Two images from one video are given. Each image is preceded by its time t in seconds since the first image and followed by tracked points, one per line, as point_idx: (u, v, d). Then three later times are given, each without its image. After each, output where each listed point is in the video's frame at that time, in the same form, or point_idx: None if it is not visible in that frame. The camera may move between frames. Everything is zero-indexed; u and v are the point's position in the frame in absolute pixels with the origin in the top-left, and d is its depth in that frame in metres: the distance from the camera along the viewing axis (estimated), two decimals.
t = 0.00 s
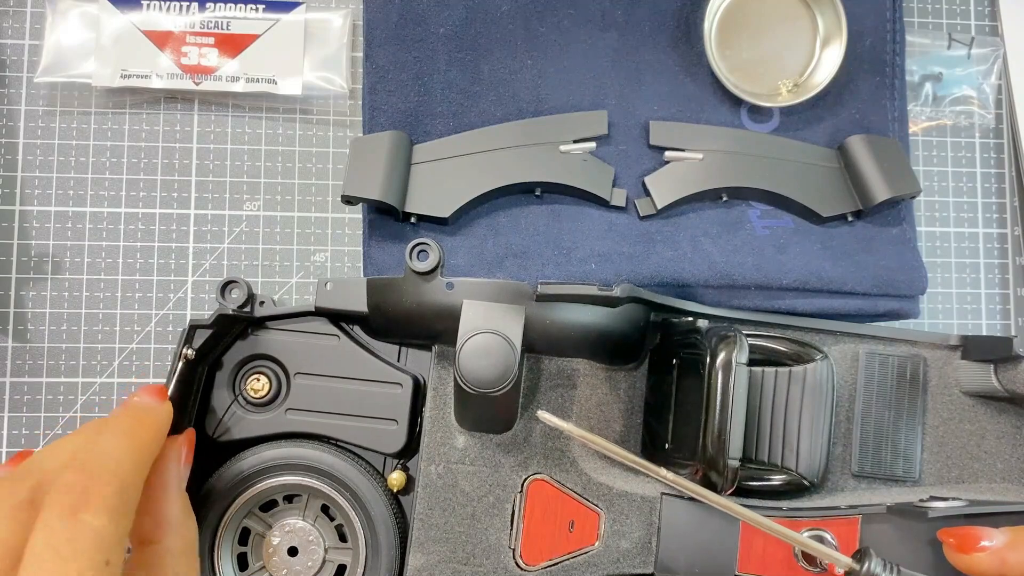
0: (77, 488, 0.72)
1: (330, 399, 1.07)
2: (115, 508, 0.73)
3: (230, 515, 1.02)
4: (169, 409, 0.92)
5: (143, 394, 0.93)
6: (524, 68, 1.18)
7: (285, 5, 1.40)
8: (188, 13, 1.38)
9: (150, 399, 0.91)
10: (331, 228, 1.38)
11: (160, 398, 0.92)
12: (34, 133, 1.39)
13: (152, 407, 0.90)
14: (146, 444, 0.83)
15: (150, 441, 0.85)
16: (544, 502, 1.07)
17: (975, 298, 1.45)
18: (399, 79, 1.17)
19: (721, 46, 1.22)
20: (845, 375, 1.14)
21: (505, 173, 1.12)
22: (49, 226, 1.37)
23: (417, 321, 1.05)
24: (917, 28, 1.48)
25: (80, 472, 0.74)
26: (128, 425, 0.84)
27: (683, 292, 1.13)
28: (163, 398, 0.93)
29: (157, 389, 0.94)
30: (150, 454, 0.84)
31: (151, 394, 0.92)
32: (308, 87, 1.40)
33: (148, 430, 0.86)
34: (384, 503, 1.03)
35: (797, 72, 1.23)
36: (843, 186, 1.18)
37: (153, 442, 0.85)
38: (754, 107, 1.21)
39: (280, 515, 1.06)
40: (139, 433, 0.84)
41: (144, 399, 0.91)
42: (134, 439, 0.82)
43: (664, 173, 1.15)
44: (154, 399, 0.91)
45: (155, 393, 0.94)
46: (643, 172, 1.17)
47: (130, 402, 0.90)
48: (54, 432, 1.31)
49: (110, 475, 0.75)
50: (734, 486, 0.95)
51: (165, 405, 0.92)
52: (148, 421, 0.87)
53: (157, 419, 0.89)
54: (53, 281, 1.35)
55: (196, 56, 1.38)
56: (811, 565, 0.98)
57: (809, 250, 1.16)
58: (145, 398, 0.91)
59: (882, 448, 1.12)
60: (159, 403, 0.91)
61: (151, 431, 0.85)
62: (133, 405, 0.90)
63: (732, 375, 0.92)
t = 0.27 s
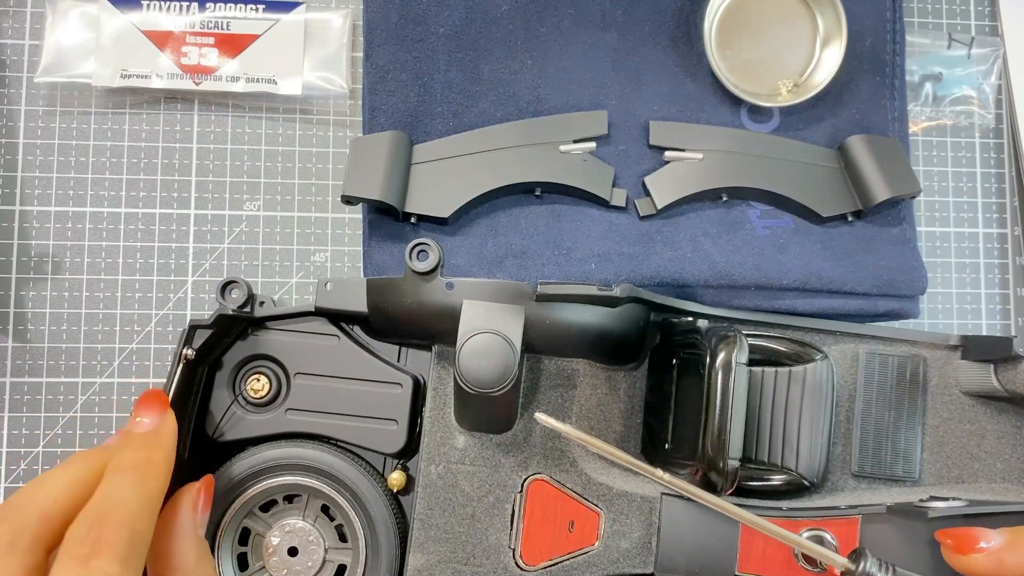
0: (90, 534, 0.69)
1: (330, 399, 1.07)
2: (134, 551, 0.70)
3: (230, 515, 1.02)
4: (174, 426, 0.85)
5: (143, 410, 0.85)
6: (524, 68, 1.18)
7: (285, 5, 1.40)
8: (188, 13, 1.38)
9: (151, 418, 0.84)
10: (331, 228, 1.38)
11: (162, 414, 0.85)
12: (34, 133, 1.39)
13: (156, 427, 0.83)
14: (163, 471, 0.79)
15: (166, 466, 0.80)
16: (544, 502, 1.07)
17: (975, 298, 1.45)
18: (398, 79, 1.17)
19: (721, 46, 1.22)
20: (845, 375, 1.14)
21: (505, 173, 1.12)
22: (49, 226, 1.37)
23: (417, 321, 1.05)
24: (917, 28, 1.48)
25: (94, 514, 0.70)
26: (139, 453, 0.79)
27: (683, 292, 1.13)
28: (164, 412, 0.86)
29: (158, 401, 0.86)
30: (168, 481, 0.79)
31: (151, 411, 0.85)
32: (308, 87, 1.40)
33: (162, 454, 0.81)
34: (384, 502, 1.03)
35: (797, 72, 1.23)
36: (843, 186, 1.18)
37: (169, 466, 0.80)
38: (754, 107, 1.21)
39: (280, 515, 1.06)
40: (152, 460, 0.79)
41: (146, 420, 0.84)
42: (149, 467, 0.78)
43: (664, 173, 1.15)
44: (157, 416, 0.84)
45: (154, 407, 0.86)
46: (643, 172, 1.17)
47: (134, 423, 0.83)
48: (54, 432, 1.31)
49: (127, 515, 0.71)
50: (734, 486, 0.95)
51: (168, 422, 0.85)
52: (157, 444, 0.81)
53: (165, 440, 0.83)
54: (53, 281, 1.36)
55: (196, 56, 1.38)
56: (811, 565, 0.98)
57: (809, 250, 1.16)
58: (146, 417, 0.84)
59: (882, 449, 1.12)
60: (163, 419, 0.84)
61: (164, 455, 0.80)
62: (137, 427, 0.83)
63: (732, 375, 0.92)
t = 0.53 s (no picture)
0: (108, 548, 0.69)
1: (330, 399, 1.07)
2: (150, 565, 0.71)
3: (231, 515, 1.02)
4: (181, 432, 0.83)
5: (147, 415, 0.82)
6: (524, 68, 1.18)
7: (285, 5, 1.40)
8: (188, 13, 1.38)
9: (158, 423, 0.81)
10: (331, 228, 1.38)
11: (169, 420, 0.82)
12: (34, 133, 1.39)
13: (164, 434, 0.81)
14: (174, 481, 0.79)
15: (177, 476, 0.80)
16: (544, 502, 1.07)
17: (975, 298, 1.45)
18: (398, 79, 1.17)
19: (721, 46, 1.22)
20: (845, 375, 1.14)
21: (505, 173, 1.12)
22: (49, 226, 1.37)
23: (417, 321, 1.05)
24: (917, 28, 1.48)
25: (110, 528, 0.70)
26: (151, 463, 0.78)
27: (683, 292, 1.13)
28: (170, 415, 0.82)
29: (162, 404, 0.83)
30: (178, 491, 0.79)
31: (157, 416, 0.81)
32: (308, 88, 1.40)
33: (173, 463, 0.80)
34: (384, 502, 1.03)
35: (797, 72, 1.23)
36: (843, 186, 1.18)
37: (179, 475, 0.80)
38: (754, 107, 1.21)
39: (280, 515, 1.06)
40: (164, 470, 0.79)
41: (152, 426, 0.81)
42: (160, 479, 0.77)
43: (664, 173, 1.15)
44: (165, 422, 0.81)
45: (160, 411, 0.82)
46: (643, 172, 1.17)
47: (140, 432, 0.80)
48: (54, 432, 1.31)
49: (142, 529, 0.72)
50: (734, 485, 0.95)
51: (176, 429, 0.82)
52: (168, 452, 0.80)
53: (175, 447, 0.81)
54: (53, 281, 1.36)
55: (196, 56, 1.38)
56: (811, 565, 0.98)
57: (809, 250, 1.16)
58: (152, 423, 0.81)
59: (882, 448, 1.12)
60: (171, 424, 0.82)
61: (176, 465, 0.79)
62: (142, 436, 0.80)
63: (732, 375, 0.92)
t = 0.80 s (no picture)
0: (66, 535, 0.71)
1: (330, 399, 1.07)
2: (109, 551, 0.72)
3: (230, 515, 1.02)
4: (157, 435, 0.91)
5: (128, 423, 0.92)
6: (524, 68, 1.18)
7: (285, 5, 1.40)
8: (189, 13, 1.38)
9: (134, 427, 0.90)
10: (331, 228, 1.38)
11: (145, 424, 0.91)
12: (34, 133, 1.39)
13: (138, 436, 0.89)
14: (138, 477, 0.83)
15: (144, 472, 0.85)
16: (544, 502, 1.07)
17: (975, 298, 1.45)
18: (399, 79, 1.17)
19: (721, 46, 1.22)
20: (845, 375, 1.14)
21: (505, 173, 1.12)
22: (49, 226, 1.37)
23: (417, 321, 1.05)
24: (917, 28, 1.48)
25: (70, 518, 0.73)
26: (117, 462, 0.84)
27: (683, 293, 1.13)
28: (147, 423, 0.92)
29: (142, 415, 0.93)
30: (146, 487, 0.83)
31: (135, 420, 0.92)
32: (308, 88, 1.40)
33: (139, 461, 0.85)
34: (384, 502, 1.03)
35: (797, 72, 1.23)
36: (843, 186, 1.18)
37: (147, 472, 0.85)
38: (754, 107, 1.21)
39: (280, 515, 1.06)
40: (130, 467, 0.84)
41: (129, 429, 0.90)
42: (127, 476, 0.82)
43: (664, 173, 1.15)
44: (140, 427, 0.90)
45: (140, 420, 0.92)
46: (643, 172, 1.17)
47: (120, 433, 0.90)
48: (54, 433, 1.31)
49: (102, 518, 0.74)
50: (734, 486, 0.95)
51: (151, 431, 0.90)
52: (137, 451, 0.87)
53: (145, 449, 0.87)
54: (53, 281, 1.36)
55: (196, 56, 1.38)
56: (812, 565, 0.98)
57: (809, 250, 1.16)
58: (129, 428, 0.90)
59: (882, 449, 1.12)
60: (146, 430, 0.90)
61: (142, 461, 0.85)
62: (120, 436, 0.89)
63: (732, 375, 0.92)
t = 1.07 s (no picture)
0: (63, 536, 0.72)
1: (330, 399, 1.07)
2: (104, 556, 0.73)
3: (230, 515, 1.02)
4: (158, 443, 0.91)
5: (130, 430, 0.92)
6: (524, 68, 1.18)
7: (285, 5, 1.40)
8: (189, 13, 1.38)
9: (135, 435, 0.91)
10: (331, 228, 1.38)
11: (146, 432, 0.92)
12: (34, 133, 1.39)
13: (138, 443, 0.90)
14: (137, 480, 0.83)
15: (143, 476, 0.85)
16: (544, 503, 1.07)
17: (975, 298, 1.45)
18: (399, 79, 1.17)
19: (721, 46, 1.22)
20: (845, 375, 1.14)
21: (505, 173, 1.12)
22: (49, 226, 1.37)
23: (417, 321, 1.05)
24: (917, 28, 1.48)
25: (68, 519, 0.74)
26: (118, 464, 0.85)
27: (683, 293, 1.13)
28: (148, 430, 0.92)
29: (143, 422, 0.93)
30: (143, 494, 0.84)
31: (136, 428, 0.92)
32: (308, 88, 1.40)
33: (139, 465, 0.86)
34: (384, 502, 1.03)
35: (797, 72, 1.23)
36: (843, 186, 1.18)
37: (146, 476, 0.86)
38: (754, 108, 1.21)
39: (280, 515, 1.06)
40: (130, 472, 0.84)
41: (129, 437, 0.90)
42: (127, 482, 0.82)
43: (664, 173, 1.15)
44: (141, 434, 0.91)
45: (142, 427, 0.93)
46: (643, 172, 1.17)
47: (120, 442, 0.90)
48: (54, 433, 1.31)
49: (98, 523, 0.75)
50: (734, 486, 0.95)
51: (152, 439, 0.91)
52: (138, 459, 0.87)
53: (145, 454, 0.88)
54: (53, 281, 1.36)
55: (196, 56, 1.38)
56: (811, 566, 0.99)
57: (809, 250, 1.16)
58: (130, 434, 0.91)
59: (882, 449, 1.12)
60: (146, 436, 0.91)
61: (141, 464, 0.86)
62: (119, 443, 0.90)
63: (732, 375, 0.92)
